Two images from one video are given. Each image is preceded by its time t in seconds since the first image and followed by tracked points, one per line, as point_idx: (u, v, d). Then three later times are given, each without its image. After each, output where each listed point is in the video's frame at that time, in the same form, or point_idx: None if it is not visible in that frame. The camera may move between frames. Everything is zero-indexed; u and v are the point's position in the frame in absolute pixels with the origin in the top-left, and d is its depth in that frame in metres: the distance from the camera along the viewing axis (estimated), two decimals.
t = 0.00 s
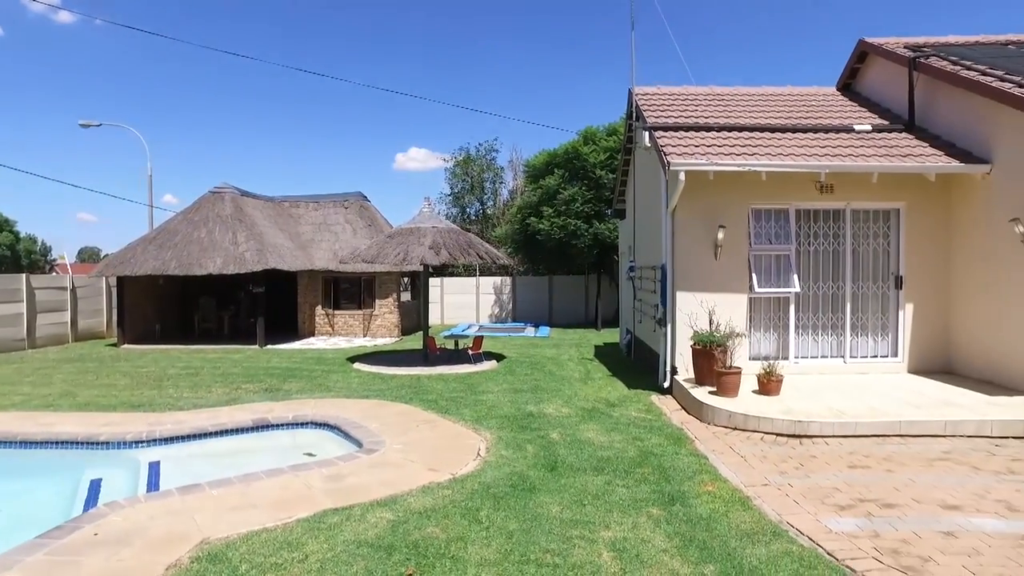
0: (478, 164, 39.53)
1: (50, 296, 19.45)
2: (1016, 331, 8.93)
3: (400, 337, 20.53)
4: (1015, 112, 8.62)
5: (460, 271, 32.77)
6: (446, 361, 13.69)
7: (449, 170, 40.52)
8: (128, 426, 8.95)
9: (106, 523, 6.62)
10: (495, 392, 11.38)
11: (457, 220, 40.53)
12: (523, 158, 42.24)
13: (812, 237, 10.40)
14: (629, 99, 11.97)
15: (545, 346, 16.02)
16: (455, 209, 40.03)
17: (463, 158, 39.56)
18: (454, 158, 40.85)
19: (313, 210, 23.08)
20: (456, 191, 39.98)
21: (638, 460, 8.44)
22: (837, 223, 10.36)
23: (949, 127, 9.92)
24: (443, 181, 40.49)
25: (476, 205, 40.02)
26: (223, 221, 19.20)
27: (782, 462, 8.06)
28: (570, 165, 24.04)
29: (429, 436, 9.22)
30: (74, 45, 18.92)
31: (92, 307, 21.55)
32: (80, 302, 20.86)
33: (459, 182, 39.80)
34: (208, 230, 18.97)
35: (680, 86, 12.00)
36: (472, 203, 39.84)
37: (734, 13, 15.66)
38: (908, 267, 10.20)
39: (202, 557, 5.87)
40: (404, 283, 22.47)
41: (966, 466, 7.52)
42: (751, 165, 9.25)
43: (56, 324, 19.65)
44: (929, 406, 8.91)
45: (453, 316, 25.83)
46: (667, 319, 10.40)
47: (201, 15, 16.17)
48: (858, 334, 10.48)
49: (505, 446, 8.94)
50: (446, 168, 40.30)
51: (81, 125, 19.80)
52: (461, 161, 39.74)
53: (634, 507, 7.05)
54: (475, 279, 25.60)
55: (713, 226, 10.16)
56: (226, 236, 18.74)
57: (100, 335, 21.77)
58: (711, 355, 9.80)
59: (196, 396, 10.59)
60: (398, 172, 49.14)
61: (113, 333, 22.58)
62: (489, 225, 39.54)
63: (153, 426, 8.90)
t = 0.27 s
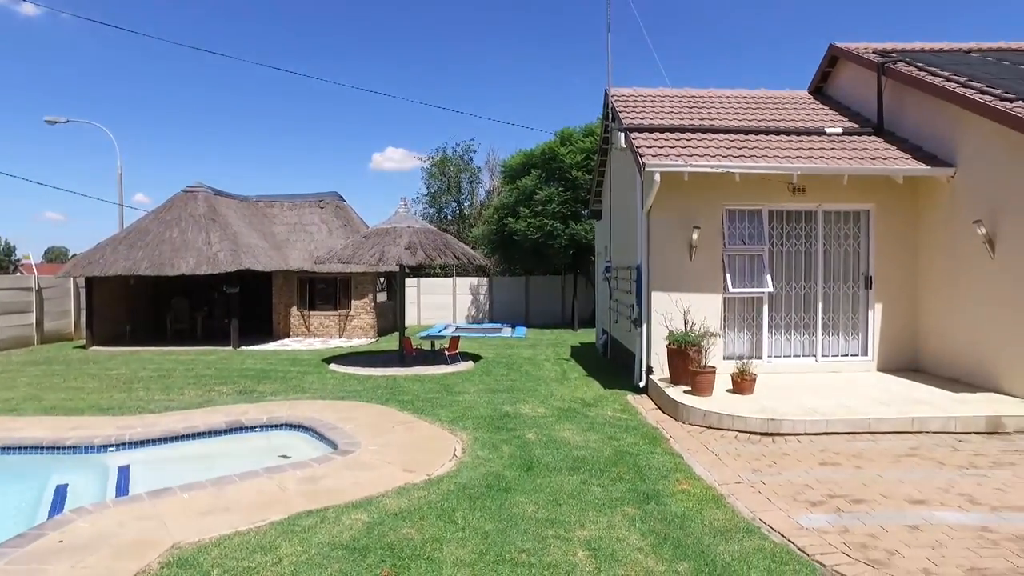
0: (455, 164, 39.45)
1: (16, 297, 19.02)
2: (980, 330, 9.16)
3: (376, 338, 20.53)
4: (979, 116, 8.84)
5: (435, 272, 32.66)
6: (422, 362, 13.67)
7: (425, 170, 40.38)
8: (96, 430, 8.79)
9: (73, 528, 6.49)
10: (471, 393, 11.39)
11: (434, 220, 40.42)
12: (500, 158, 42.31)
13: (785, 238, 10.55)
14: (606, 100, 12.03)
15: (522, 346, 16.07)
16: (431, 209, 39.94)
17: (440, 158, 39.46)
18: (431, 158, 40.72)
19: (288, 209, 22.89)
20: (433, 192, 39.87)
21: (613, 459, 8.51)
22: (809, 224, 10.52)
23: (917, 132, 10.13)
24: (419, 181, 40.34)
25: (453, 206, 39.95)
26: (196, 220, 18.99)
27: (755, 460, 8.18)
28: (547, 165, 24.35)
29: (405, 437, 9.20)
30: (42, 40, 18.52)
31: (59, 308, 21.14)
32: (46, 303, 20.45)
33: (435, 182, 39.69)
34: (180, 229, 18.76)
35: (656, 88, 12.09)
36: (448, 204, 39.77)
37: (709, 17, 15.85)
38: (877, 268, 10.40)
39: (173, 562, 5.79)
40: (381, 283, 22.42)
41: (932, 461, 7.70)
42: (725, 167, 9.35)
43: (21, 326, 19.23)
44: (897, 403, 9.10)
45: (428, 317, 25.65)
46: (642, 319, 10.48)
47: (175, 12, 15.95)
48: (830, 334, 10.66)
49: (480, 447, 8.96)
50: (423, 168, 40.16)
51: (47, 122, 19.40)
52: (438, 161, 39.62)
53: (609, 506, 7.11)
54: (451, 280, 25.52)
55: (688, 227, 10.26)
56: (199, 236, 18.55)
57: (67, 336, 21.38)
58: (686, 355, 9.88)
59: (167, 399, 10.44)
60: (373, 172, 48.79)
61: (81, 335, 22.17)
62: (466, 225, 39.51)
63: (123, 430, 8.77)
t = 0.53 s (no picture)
0: (433, 164, 39.38)
1: None
2: (948, 328, 9.39)
3: (353, 339, 20.50)
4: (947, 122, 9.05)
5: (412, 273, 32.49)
6: (400, 363, 13.64)
7: (403, 170, 40.24)
8: (65, 434, 8.65)
9: (41, 535, 6.38)
10: (449, 394, 11.39)
11: (412, 221, 40.33)
12: (478, 159, 42.33)
13: (760, 239, 10.69)
14: (584, 102, 12.08)
15: (500, 347, 16.11)
16: (410, 210, 39.86)
17: (418, 158, 39.35)
18: (409, 158, 40.59)
19: (265, 209, 22.70)
20: (411, 192, 39.77)
21: (590, 459, 8.57)
22: (784, 225, 10.67)
23: (888, 135, 10.32)
24: (397, 181, 40.18)
25: (431, 206, 39.90)
26: (170, 220, 18.79)
27: (730, 458, 8.28)
28: (524, 166, 24.47)
29: (383, 438, 9.19)
30: (11, 35, 18.11)
31: (26, 309, 20.75)
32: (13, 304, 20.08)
33: (414, 182, 39.59)
34: (153, 229, 18.55)
35: (634, 90, 12.18)
36: (427, 204, 39.71)
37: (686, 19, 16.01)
38: (850, 268, 10.59)
39: (144, 567, 5.71)
40: (358, 284, 22.36)
41: (901, 457, 7.87)
42: (702, 168, 9.44)
43: None
44: (868, 400, 9.28)
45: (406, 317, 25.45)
46: (620, 319, 10.54)
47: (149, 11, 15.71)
48: (804, 333, 10.83)
49: (458, 447, 8.96)
50: (401, 168, 40.02)
51: (15, 119, 19.00)
52: (416, 161, 39.51)
53: (586, 505, 7.16)
54: (429, 281, 25.40)
55: (665, 228, 10.35)
56: (173, 236, 18.35)
57: (36, 338, 21.00)
58: (663, 354, 9.97)
59: (140, 401, 10.31)
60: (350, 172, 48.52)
61: (50, 336, 21.77)
62: (444, 226, 39.48)
63: (93, 434, 8.64)
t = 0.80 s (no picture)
0: (407, 164, 39.19)
1: None
2: (911, 326, 9.64)
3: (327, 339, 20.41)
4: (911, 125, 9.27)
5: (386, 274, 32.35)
6: (374, 364, 13.60)
7: (377, 170, 39.99)
8: (28, 440, 8.46)
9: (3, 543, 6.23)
10: (423, 394, 11.38)
11: (386, 221, 40.12)
12: (453, 159, 42.25)
13: (732, 240, 10.83)
14: (557, 103, 12.13)
15: (475, 347, 16.12)
16: (384, 210, 39.67)
17: (392, 158, 39.14)
18: (383, 158, 40.35)
19: (236, 209, 22.48)
20: (385, 192, 39.57)
21: (563, 458, 8.62)
22: (755, 226, 10.82)
23: (855, 138, 10.53)
24: (371, 181, 39.93)
25: (406, 206, 39.74)
26: (138, 220, 18.52)
27: (702, 456, 8.39)
28: (500, 167, 24.64)
29: (356, 440, 9.16)
30: None
31: None
32: None
33: (388, 183, 39.38)
34: (120, 229, 18.27)
35: (608, 91, 12.26)
36: (401, 205, 39.53)
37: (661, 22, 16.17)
38: (818, 268, 10.80)
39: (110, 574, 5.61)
40: (332, 284, 22.24)
41: (868, 453, 8.04)
42: (674, 170, 9.54)
43: None
44: (836, 398, 9.46)
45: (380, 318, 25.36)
46: (594, 319, 10.61)
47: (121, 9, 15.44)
48: (775, 332, 11.01)
49: (432, 448, 8.96)
50: (375, 168, 39.77)
51: None
52: (390, 161, 39.30)
53: (559, 505, 7.21)
54: (404, 281, 25.32)
55: (638, 228, 10.45)
56: (141, 236, 18.09)
57: None
58: (636, 354, 10.06)
59: (107, 405, 10.13)
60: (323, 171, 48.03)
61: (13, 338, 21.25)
62: (419, 226, 39.36)
63: (57, 439, 8.48)
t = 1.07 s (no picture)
0: (379, 164, 38.95)
1: None
2: (873, 324, 9.88)
3: (296, 341, 20.35)
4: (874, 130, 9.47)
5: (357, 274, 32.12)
6: (345, 365, 13.53)
7: (349, 170, 39.68)
8: None
9: None
10: (394, 395, 11.36)
11: (357, 221, 39.84)
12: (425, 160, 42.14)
13: (701, 241, 10.98)
14: (529, 103, 12.16)
15: (446, 348, 16.13)
16: (355, 210, 39.41)
17: (364, 158, 38.89)
18: (355, 158, 40.07)
19: (204, 209, 22.23)
20: (357, 192, 39.31)
21: (534, 458, 8.68)
22: (723, 227, 10.98)
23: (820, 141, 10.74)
24: (342, 181, 39.61)
25: (377, 207, 39.52)
26: (102, 219, 18.20)
27: (671, 454, 8.50)
28: (472, 167, 24.73)
29: (326, 442, 9.11)
30: None
31: None
32: None
33: (359, 183, 39.13)
34: (83, 228, 17.95)
35: (580, 93, 12.33)
36: (373, 205, 39.30)
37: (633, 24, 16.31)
38: (785, 269, 11.01)
39: None
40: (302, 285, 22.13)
41: (832, 449, 8.23)
42: (644, 171, 9.64)
43: None
44: (803, 396, 9.65)
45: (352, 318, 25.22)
46: (565, 319, 10.67)
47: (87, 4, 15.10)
48: (743, 332, 11.18)
49: (403, 449, 8.95)
50: (347, 168, 39.46)
51: None
52: (362, 160, 39.04)
53: (530, 504, 7.26)
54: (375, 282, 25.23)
55: (609, 229, 10.54)
56: (105, 236, 17.77)
57: None
58: (607, 354, 10.14)
59: (68, 409, 9.94)
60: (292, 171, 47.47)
61: None
62: (390, 227, 39.17)
63: (15, 445, 8.29)
